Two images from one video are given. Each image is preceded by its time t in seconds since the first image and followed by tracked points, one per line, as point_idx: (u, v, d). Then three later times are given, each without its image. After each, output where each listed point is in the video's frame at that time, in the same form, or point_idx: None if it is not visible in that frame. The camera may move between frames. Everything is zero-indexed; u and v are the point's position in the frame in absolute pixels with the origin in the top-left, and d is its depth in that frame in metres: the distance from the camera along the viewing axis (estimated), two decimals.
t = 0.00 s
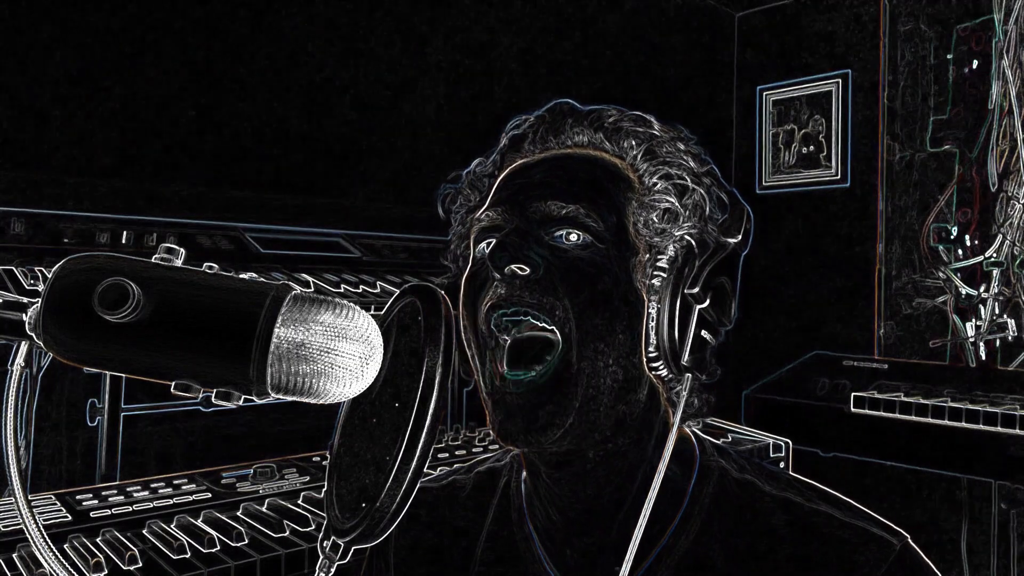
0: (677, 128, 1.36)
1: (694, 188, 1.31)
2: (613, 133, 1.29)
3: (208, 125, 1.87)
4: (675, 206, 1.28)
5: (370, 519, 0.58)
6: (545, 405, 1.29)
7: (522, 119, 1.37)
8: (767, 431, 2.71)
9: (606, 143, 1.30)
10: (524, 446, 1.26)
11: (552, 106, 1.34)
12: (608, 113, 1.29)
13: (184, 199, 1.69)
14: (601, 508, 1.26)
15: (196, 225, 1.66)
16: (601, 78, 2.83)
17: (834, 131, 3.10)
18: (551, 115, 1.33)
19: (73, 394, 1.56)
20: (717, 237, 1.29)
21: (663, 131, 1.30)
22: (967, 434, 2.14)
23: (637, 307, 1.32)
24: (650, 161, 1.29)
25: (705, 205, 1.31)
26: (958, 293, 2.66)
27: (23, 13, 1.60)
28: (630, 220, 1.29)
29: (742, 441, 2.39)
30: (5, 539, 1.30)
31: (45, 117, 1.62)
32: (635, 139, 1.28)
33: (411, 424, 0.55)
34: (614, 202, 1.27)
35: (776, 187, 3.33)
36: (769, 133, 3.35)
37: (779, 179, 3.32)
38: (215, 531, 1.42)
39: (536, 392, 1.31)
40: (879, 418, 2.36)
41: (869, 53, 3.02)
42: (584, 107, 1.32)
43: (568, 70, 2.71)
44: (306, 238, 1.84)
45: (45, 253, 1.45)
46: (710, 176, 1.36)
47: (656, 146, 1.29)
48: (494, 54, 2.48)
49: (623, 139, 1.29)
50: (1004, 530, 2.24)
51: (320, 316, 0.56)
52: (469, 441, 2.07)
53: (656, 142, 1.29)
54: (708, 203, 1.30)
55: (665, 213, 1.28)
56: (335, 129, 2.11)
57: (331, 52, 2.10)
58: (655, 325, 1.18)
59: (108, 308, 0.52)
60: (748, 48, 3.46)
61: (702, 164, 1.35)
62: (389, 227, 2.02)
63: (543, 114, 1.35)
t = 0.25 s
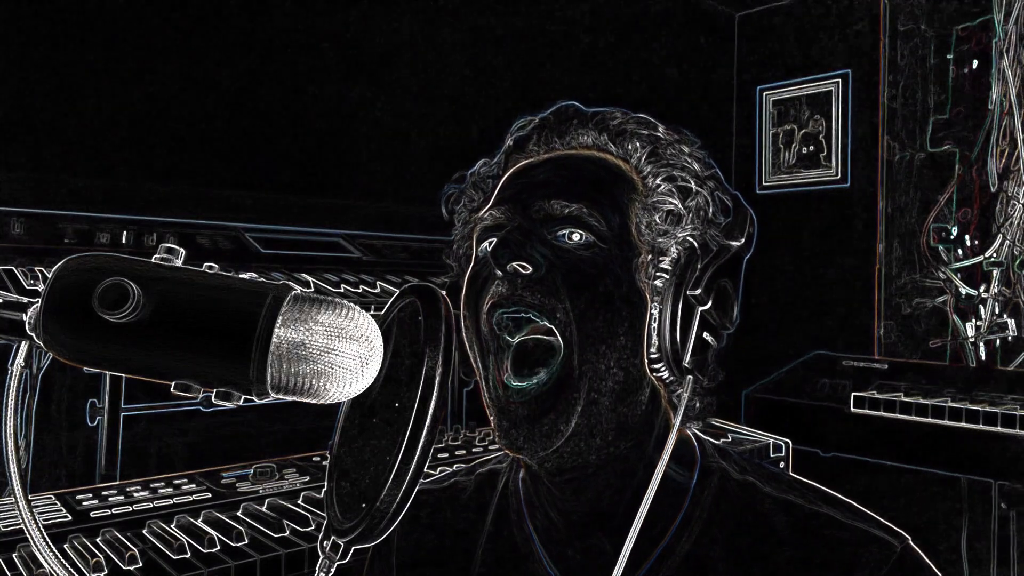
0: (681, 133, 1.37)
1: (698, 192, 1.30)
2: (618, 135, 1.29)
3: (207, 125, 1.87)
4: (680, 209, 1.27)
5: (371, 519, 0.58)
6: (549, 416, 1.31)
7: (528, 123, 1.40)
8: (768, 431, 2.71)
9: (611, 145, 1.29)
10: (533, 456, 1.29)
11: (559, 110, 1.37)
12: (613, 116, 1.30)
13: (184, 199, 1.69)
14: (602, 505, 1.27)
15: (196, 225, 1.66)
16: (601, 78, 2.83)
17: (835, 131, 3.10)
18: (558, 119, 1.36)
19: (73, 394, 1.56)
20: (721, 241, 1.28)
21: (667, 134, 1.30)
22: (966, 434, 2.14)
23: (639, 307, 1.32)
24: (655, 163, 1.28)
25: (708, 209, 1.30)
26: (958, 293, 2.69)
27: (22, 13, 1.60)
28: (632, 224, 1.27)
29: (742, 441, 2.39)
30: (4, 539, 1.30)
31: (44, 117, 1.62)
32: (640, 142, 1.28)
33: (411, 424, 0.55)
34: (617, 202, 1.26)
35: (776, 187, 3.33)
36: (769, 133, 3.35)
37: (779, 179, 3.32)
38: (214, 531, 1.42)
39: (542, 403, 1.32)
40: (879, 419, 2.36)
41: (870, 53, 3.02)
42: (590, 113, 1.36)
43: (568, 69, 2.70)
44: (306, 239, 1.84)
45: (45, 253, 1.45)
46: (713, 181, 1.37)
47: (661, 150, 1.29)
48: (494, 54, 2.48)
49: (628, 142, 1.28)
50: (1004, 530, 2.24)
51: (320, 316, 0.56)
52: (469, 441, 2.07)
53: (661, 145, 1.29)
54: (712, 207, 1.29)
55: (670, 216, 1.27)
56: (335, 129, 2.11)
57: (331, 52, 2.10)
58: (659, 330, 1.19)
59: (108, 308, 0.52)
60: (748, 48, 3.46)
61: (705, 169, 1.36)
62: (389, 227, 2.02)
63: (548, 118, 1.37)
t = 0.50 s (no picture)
0: (676, 119, 1.37)
1: (695, 180, 1.31)
2: (614, 124, 1.30)
3: (208, 125, 1.87)
4: (677, 198, 1.30)
5: (370, 519, 0.58)
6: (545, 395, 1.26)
7: (523, 112, 1.40)
8: (768, 431, 2.71)
9: (606, 135, 1.31)
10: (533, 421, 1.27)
11: (553, 97, 1.36)
12: (607, 105, 1.31)
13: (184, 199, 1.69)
14: (605, 497, 1.27)
15: (196, 225, 1.66)
16: (601, 78, 2.83)
17: (835, 131, 3.10)
18: (553, 108, 1.35)
19: (73, 394, 1.56)
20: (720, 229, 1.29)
21: (664, 123, 1.31)
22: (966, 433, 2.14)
23: (640, 302, 1.32)
24: (650, 153, 1.30)
25: (706, 196, 1.32)
26: (958, 293, 2.68)
27: (23, 13, 1.60)
28: (632, 215, 1.29)
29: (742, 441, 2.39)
30: (5, 538, 1.30)
31: (45, 116, 1.62)
32: (636, 130, 1.29)
33: (411, 424, 0.55)
34: (616, 198, 1.27)
35: (776, 187, 3.33)
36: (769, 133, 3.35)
37: (779, 179, 3.32)
38: (215, 531, 1.42)
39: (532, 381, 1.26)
40: (879, 419, 2.36)
41: (869, 53, 3.02)
42: (586, 99, 1.34)
43: (568, 70, 2.71)
44: (307, 239, 1.84)
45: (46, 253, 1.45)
46: (712, 165, 1.36)
47: (657, 139, 1.30)
48: (494, 55, 2.48)
49: (624, 130, 1.30)
50: (1005, 530, 2.24)
51: (320, 316, 0.56)
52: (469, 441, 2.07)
53: (657, 134, 1.30)
54: (710, 194, 1.31)
55: (667, 207, 1.29)
56: (335, 129, 2.11)
57: (332, 52, 2.10)
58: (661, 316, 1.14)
59: (108, 308, 0.52)
60: (748, 48, 3.46)
61: (703, 153, 1.35)
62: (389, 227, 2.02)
63: (543, 106, 1.36)
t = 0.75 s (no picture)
0: (679, 130, 1.37)
1: (696, 189, 1.31)
2: (618, 132, 1.30)
3: (207, 125, 1.87)
4: (678, 204, 1.29)
5: (371, 518, 0.58)
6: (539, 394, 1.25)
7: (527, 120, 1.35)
8: (768, 431, 2.71)
9: (610, 142, 1.31)
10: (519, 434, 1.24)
11: (559, 106, 1.33)
12: (613, 113, 1.30)
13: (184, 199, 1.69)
14: (602, 501, 1.27)
15: (196, 225, 1.66)
16: (601, 78, 2.83)
17: (834, 131, 3.10)
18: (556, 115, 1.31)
19: (73, 394, 1.56)
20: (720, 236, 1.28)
21: (667, 132, 1.31)
22: (964, 433, 2.15)
23: (638, 302, 1.32)
24: (653, 160, 1.30)
25: (706, 205, 1.32)
26: (958, 293, 2.68)
27: (23, 13, 1.60)
28: (632, 217, 1.29)
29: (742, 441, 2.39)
30: (4, 538, 1.30)
31: (44, 116, 1.62)
32: (639, 138, 1.30)
33: (411, 424, 0.55)
34: (617, 200, 1.28)
35: (776, 187, 3.33)
36: (769, 133, 3.35)
37: (779, 179, 3.32)
38: (215, 531, 1.42)
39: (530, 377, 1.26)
40: (879, 418, 2.36)
41: (869, 53, 3.02)
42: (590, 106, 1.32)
43: (568, 70, 2.71)
44: (308, 240, 1.85)
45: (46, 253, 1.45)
46: (712, 177, 1.37)
47: (660, 146, 1.30)
48: (494, 55, 2.48)
49: (627, 138, 1.30)
50: (1004, 530, 2.24)
51: (319, 316, 0.55)
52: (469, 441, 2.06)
53: (660, 142, 1.30)
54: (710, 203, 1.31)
55: (667, 212, 1.29)
56: (335, 129, 2.11)
57: (331, 52, 2.11)
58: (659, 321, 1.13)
59: (108, 308, 0.52)
60: (748, 48, 3.47)
61: (705, 166, 1.37)
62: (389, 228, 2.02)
63: (549, 114, 1.34)
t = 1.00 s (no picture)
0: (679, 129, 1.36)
1: (696, 188, 1.31)
2: (616, 133, 1.30)
3: (207, 125, 1.87)
4: (677, 204, 1.29)
5: (370, 519, 0.58)
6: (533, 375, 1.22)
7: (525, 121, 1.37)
8: (767, 431, 2.71)
9: (608, 142, 1.31)
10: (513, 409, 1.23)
11: (558, 106, 1.33)
12: (611, 114, 1.30)
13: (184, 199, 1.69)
14: (601, 501, 1.27)
15: (196, 225, 1.66)
16: (601, 78, 2.83)
17: (835, 131, 3.09)
18: (554, 117, 1.32)
19: (74, 394, 1.56)
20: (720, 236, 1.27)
21: (666, 132, 1.30)
22: (963, 432, 2.15)
23: (639, 302, 1.32)
24: (652, 160, 1.30)
25: (706, 204, 1.31)
26: (958, 293, 2.67)
27: (23, 13, 1.60)
28: (632, 217, 1.29)
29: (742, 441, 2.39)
30: (5, 538, 1.30)
31: (44, 116, 1.62)
32: (637, 139, 1.29)
33: (411, 424, 0.55)
34: (615, 200, 1.28)
35: (776, 188, 3.33)
36: (769, 133, 3.35)
37: (779, 179, 3.32)
38: (215, 531, 1.42)
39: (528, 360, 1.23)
40: (879, 418, 2.36)
41: (869, 53, 3.02)
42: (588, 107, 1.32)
43: (568, 70, 2.71)
44: (308, 239, 1.84)
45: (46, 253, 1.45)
46: (712, 177, 1.37)
47: (659, 146, 1.30)
48: (494, 55, 2.48)
49: (626, 139, 1.30)
50: (1004, 530, 2.24)
51: (320, 316, 0.55)
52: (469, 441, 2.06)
53: (659, 142, 1.30)
54: (709, 202, 1.30)
55: (666, 211, 1.29)
56: (335, 129, 2.11)
57: (331, 52, 2.11)
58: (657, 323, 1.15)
59: (108, 308, 0.52)
60: (748, 48, 3.47)
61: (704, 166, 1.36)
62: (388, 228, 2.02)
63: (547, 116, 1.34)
